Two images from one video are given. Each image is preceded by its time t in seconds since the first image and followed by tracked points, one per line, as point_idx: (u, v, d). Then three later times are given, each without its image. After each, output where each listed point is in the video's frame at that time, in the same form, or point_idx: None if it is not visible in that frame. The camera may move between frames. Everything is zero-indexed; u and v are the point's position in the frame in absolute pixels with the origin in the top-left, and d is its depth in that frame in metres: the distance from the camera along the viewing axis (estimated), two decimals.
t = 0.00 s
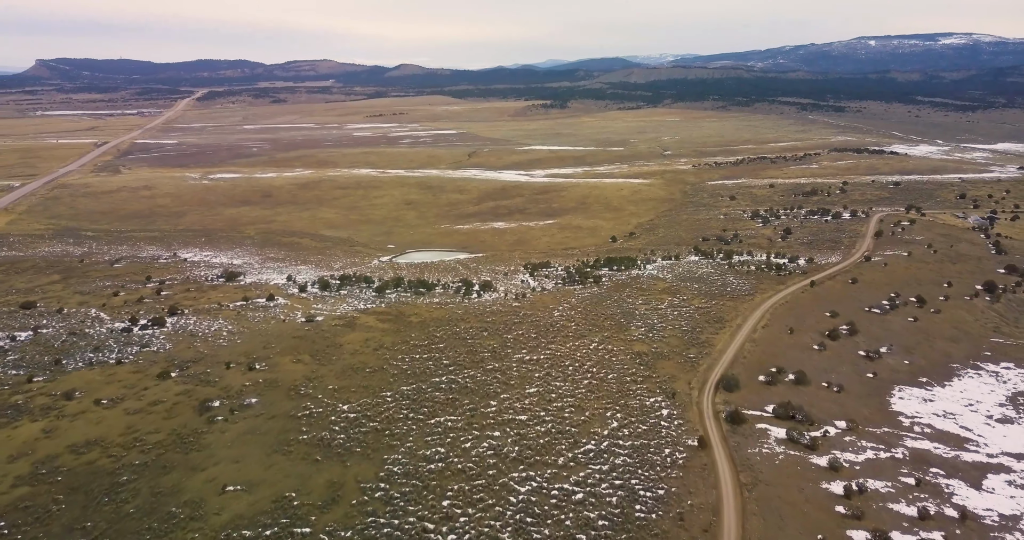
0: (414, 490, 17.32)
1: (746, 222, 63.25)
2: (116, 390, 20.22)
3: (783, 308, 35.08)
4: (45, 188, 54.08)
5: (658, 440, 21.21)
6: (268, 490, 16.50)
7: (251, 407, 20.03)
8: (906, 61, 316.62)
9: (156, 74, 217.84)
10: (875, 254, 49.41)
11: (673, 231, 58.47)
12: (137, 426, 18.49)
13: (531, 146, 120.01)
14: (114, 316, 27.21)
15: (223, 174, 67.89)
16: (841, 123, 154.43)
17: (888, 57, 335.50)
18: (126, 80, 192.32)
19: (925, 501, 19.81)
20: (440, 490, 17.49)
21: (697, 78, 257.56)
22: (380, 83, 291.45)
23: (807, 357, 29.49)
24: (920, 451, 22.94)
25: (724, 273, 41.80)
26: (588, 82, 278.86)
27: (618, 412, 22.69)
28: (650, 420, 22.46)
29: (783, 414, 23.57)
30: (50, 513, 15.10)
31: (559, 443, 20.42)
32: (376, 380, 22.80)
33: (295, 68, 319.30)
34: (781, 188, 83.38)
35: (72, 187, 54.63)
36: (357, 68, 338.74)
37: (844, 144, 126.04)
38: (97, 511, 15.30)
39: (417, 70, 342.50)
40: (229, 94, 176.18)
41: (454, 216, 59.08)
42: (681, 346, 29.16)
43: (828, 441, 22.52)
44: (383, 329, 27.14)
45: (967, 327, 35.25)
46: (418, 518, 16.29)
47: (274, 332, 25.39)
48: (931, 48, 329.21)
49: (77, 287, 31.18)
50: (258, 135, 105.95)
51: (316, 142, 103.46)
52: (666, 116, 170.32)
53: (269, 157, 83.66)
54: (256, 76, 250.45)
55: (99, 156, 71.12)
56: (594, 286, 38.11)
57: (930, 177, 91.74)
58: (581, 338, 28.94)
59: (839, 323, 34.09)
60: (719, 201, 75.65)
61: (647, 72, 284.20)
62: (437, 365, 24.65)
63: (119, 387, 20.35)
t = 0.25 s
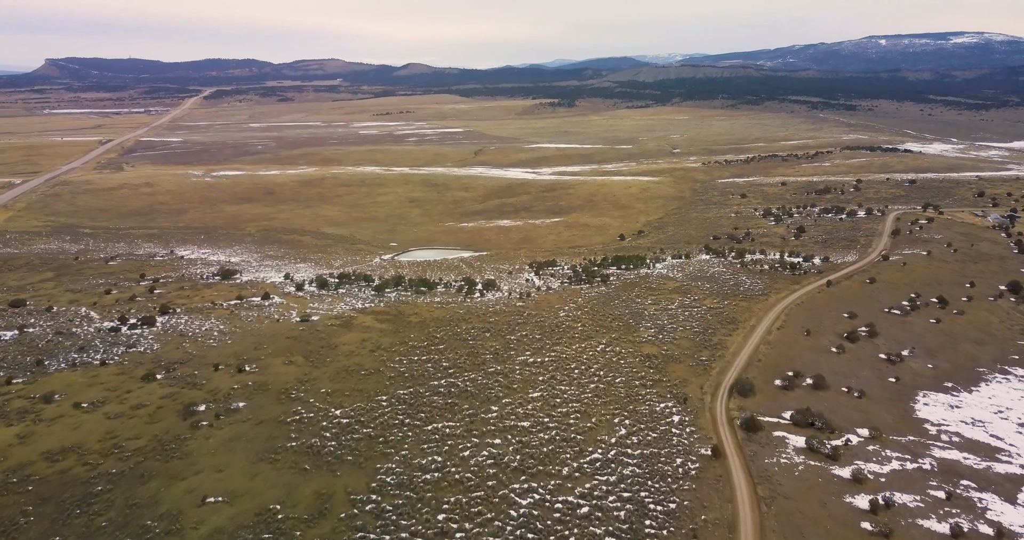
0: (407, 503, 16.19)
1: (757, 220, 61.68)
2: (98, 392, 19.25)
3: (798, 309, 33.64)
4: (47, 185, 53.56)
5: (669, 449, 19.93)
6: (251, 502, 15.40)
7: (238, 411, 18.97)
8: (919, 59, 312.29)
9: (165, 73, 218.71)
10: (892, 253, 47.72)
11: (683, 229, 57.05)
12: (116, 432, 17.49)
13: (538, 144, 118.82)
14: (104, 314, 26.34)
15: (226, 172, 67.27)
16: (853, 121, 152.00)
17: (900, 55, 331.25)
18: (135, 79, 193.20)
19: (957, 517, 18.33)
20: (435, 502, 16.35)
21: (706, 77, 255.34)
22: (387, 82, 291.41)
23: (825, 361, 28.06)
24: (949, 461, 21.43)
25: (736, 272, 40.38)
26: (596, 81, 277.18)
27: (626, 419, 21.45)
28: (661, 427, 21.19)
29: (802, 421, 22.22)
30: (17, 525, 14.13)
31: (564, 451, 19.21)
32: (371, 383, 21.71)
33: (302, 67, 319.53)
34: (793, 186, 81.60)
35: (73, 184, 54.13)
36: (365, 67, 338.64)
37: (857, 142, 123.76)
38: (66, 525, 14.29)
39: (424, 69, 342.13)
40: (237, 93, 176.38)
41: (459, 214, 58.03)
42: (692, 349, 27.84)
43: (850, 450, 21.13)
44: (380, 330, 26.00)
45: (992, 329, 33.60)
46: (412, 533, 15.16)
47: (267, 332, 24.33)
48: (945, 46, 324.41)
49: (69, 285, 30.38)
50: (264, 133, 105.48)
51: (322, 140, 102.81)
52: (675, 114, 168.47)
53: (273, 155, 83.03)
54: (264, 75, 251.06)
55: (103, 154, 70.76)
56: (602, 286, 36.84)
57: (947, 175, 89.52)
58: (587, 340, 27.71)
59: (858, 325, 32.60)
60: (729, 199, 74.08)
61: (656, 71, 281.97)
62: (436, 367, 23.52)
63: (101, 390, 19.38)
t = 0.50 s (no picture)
0: (398, 517, 15.06)
1: (768, 218, 60.18)
2: (76, 395, 18.32)
3: (813, 310, 32.25)
4: (46, 182, 53.01)
5: (680, 458, 18.71)
6: (229, 515, 14.34)
7: (222, 416, 17.94)
8: (930, 57, 308.28)
9: (172, 72, 219.33)
10: (910, 252, 46.15)
11: (692, 227, 55.69)
12: (92, 437, 16.51)
13: (544, 142, 117.60)
14: (92, 313, 25.47)
15: (228, 169, 66.62)
16: (864, 120, 149.73)
17: (912, 54, 327.34)
18: (142, 78, 193.88)
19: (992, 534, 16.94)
20: (428, 516, 15.23)
21: (714, 76, 253.21)
22: (394, 81, 291.27)
23: (843, 364, 26.69)
24: (979, 472, 20.00)
25: (748, 271, 39.02)
26: (602, 80, 275.64)
27: (634, 425, 20.25)
28: (670, 434, 19.97)
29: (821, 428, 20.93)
30: None
31: (568, 460, 18.04)
32: (365, 386, 20.63)
33: (309, 66, 319.59)
34: (805, 184, 79.94)
35: (73, 181, 53.58)
36: (371, 66, 338.81)
37: (869, 140, 121.62)
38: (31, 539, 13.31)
39: (431, 68, 341.68)
40: (243, 92, 176.44)
41: (462, 211, 56.99)
42: (703, 351, 26.57)
43: (873, 460, 19.80)
44: (377, 330, 24.92)
45: (1018, 331, 32.02)
46: None
47: (258, 332, 23.34)
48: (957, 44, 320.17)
49: (60, 282, 29.56)
50: (269, 131, 105.01)
51: (326, 138, 102.17)
52: (682, 112, 166.75)
53: (277, 153, 82.39)
54: (270, 74, 251.39)
55: (105, 152, 70.35)
56: (608, 285, 35.62)
57: (962, 173, 87.48)
58: (593, 341, 26.52)
59: (876, 327, 31.17)
60: (739, 197, 72.58)
61: (663, 70, 280.05)
62: (433, 370, 22.40)
63: (80, 392, 18.44)
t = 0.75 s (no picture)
0: (388, 533, 13.92)
1: (780, 216, 58.62)
2: (51, 398, 17.31)
3: (831, 310, 30.80)
4: (46, 178, 52.41)
5: (692, 469, 17.43)
6: (204, 530, 13.25)
7: (204, 421, 16.88)
8: (942, 55, 304.09)
9: (179, 71, 219.87)
10: (928, 250, 44.51)
11: (701, 225, 54.29)
12: (64, 443, 15.49)
13: (550, 140, 116.35)
14: (78, 311, 24.53)
15: (230, 166, 65.91)
16: (875, 118, 147.39)
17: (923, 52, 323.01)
18: (149, 77, 194.47)
19: None
20: (421, 532, 14.08)
21: (722, 75, 250.59)
22: (400, 80, 290.84)
23: (864, 367, 25.26)
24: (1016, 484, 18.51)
25: (760, 270, 37.60)
26: (609, 79, 274.03)
27: (642, 432, 19.00)
28: (682, 442, 18.71)
29: (843, 435, 19.59)
30: None
31: (572, 471, 16.82)
32: (357, 388, 19.54)
33: (315, 65, 318.60)
34: (817, 182, 78.22)
35: (72, 177, 52.96)
36: (378, 65, 338.80)
37: (881, 137, 119.41)
38: None
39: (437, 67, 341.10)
40: (249, 90, 176.44)
41: (466, 208, 55.90)
42: (715, 353, 25.26)
43: (901, 471, 18.41)
44: (372, 331, 23.80)
45: None
46: None
47: (248, 331, 22.28)
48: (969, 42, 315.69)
49: (49, 279, 28.68)
50: (273, 129, 104.45)
51: (331, 135, 101.47)
52: (691, 110, 164.87)
53: (280, 150, 81.69)
54: (277, 73, 251.68)
55: (108, 149, 69.88)
56: (615, 283, 34.37)
57: (979, 170, 85.36)
58: (599, 342, 25.27)
59: (897, 328, 29.69)
60: (749, 194, 71.00)
61: (671, 69, 277.99)
62: (431, 372, 21.28)
63: (56, 395, 17.46)
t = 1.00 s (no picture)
0: None
1: (791, 213, 57.12)
2: (23, 400, 16.33)
3: (848, 309, 29.40)
4: (44, 174, 51.76)
5: (705, 479, 16.20)
6: None
7: (182, 426, 15.81)
8: (953, 53, 300.31)
9: (185, 70, 220.26)
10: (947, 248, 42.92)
11: (710, 223, 52.92)
12: (31, 450, 14.48)
13: (556, 137, 115.05)
14: (62, 308, 23.59)
15: (231, 162, 65.12)
16: (886, 116, 145.13)
17: (933, 50, 319.22)
18: (155, 76, 194.91)
19: None
20: None
21: (730, 73, 248.38)
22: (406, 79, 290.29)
23: (885, 369, 23.89)
24: None
25: (772, 268, 36.22)
26: (616, 78, 272.33)
27: (651, 439, 17.77)
28: (693, 450, 17.48)
29: (865, 443, 18.29)
30: None
31: (576, 481, 15.62)
32: (347, 391, 18.43)
33: (321, 64, 318.63)
34: (828, 179, 76.52)
35: (70, 173, 52.25)
36: (384, 64, 338.54)
37: (893, 135, 117.35)
38: None
39: (443, 66, 340.43)
40: (254, 89, 176.25)
41: (469, 205, 54.81)
42: (728, 354, 23.96)
43: (930, 482, 17.08)
44: (367, 330, 22.68)
45: None
46: None
47: (235, 330, 21.24)
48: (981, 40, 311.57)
49: (36, 276, 27.78)
50: (277, 127, 103.80)
51: (334, 133, 100.67)
52: (697, 108, 163.12)
53: (283, 147, 80.91)
54: (283, 72, 251.71)
55: (109, 146, 69.31)
56: (622, 281, 33.12)
57: (995, 168, 83.34)
58: (605, 342, 24.06)
59: (918, 328, 28.24)
60: (759, 191, 69.49)
61: (677, 67, 275.90)
62: (426, 373, 20.15)
63: (28, 397, 16.47)
